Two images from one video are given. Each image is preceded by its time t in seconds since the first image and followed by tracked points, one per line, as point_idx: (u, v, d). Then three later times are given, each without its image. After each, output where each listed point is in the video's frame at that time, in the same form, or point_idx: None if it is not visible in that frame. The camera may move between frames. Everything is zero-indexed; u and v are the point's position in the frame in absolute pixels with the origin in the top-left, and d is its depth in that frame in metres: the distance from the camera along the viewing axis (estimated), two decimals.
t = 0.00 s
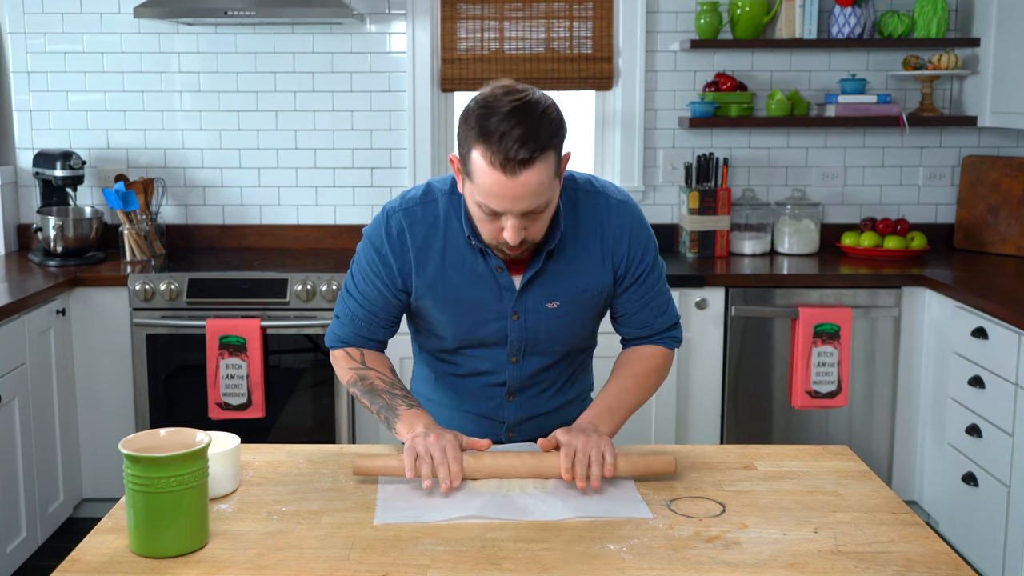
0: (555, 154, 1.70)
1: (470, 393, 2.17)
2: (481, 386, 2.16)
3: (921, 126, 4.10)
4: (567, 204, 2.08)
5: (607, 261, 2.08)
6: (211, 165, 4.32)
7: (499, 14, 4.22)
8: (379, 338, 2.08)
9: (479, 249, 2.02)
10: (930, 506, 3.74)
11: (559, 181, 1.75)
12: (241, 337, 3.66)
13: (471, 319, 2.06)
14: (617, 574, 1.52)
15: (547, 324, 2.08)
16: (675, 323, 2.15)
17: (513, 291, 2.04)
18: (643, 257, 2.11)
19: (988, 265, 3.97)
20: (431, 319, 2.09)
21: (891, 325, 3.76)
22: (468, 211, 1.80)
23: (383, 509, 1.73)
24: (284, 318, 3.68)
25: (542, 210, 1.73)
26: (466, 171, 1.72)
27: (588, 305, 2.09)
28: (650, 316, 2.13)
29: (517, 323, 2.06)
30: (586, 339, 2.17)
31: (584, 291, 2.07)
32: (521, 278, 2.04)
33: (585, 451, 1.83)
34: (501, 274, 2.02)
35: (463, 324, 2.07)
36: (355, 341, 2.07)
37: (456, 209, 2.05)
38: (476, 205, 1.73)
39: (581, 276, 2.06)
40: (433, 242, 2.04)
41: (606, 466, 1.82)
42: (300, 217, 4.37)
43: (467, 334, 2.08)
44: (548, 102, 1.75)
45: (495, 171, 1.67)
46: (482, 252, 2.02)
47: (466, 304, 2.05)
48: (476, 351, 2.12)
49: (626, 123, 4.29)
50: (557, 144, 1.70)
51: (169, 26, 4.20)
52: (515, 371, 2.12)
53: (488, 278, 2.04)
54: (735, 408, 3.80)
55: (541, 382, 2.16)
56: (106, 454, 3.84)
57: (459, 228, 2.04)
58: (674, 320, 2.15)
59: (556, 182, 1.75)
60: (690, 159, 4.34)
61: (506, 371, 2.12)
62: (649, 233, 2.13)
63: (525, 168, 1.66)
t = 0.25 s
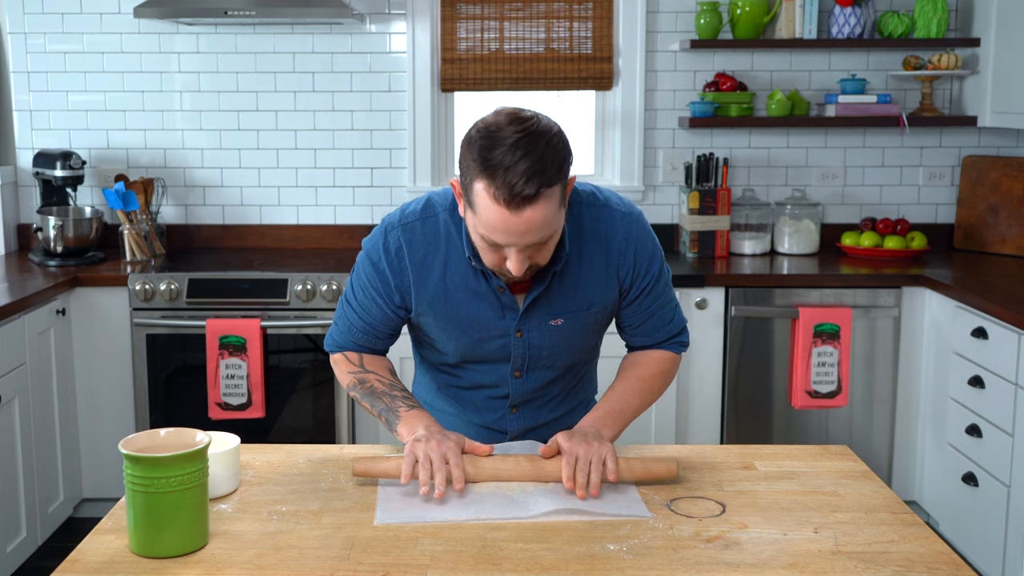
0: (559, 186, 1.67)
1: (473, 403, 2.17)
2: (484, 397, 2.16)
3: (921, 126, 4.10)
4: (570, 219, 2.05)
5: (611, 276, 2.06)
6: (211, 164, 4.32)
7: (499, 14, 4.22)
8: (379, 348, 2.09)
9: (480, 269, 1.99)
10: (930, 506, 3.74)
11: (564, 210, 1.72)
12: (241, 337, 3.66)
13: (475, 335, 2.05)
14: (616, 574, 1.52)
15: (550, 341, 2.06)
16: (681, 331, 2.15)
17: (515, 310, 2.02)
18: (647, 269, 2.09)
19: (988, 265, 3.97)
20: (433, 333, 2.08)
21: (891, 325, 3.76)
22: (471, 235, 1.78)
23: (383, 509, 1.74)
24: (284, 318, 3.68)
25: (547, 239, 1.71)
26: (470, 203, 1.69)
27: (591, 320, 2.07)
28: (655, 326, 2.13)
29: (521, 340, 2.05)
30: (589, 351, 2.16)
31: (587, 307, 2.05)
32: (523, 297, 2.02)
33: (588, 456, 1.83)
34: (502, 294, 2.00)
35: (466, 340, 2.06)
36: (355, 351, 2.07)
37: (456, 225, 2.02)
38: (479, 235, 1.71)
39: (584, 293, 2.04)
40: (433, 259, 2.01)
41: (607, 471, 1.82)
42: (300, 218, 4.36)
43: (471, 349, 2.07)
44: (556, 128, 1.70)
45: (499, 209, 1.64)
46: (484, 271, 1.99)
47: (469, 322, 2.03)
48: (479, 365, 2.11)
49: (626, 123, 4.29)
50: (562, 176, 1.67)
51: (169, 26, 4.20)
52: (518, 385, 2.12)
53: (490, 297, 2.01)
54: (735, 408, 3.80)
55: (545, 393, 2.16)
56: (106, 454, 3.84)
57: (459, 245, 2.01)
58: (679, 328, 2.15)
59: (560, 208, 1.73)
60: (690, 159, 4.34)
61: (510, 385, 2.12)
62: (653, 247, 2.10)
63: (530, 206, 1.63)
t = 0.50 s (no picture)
0: (563, 208, 1.67)
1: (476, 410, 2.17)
2: (488, 404, 2.16)
3: (921, 126, 4.10)
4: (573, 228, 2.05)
5: (613, 285, 2.06)
6: (211, 164, 4.32)
7: (499, 14, 4.21)
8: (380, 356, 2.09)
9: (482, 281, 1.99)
10: (930, 506, 3.73)
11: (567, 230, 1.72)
12: (241, 337, 3.66)
13: (478, 345, 2.06)
14: (616, 574, 1.52)
15: (553, 351, 2.07)
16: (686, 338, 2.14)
17: (518, 319, 2.03)
18: (651, 278, 2.08)
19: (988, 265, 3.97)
20: (436, 342, 2.08)
21: (891, 326, 3.76)
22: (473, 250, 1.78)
23: (383, 508, 1.74)
24: (284, 318, 3.68)
25: (550, 258, 1.71)
26: (473, 221, 1.69)
27: (593, 329, 2.08)
28: (659, 334, 2.11)
29: (523, 350, 2.06)
30: (592, 358, 2.16)
31: (589, 317, 2.06)
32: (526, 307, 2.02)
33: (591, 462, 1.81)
34: (505, 306, 2.00)
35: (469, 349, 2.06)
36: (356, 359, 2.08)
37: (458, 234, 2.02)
38: (482, 254, 1.71)
39: (586, 302, 2.04)
40: (435, 270, 2.01)
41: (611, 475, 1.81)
42: (300, 218, 4.36)
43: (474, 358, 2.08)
44: (559, 147, 1.70)
45: (502, 230, 1.64)
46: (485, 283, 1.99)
47: (471, 332, 2.04)
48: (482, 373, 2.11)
49: (626, 123, 4.29)
50: (565, 198, 1.66)
51: (169, 26, 4.20)
52: (521, 393, 2.12)
53: (493, 308, 2.01)
54: (735, 408, 3.80)
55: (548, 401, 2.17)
56: (106, 454, 3.84)
57: (461, 256, 2.01)
58: (685, 335, 2.14)
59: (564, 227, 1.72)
60: (690, 159, 4.34)
61: (513, 393, 2.12)
62: (656, 254, 2.09)
63: (533, 229, 1.63)
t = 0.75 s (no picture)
0: (565, 192, 1.67)
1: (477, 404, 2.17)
2: (489, 398, 2.15)
3: (921, 126, 4.10)
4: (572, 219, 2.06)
5: (613, 275, 2.07)
6: (211, 164, 4.32)
7: (499, 14, 4.21)
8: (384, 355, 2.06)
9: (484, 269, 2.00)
10: (930, 506, 3.74)
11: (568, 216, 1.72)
12: (241, 337, 3.66)
13: (479, 335, 2.06)
14: (617, 574, 1.52)
15: (554, 341, 2.07)
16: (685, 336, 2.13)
17: (519, 309, 2.03)
18: (649, 268, 2.09)
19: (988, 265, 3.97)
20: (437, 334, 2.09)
21: (891, 325, 3.76)
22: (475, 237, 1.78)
23: (383, 508, 1.74)
24: (284, 318, 3.68)
25: (552, 243, 1.71)
26: (475, 206, 1.69)
27: (594, 319, 2.08)
28: (658, 330, 2.10)
29: (525, 340, 2.06)
30: (593, 350, 2.17)
31: (590, 307, 2.06)
32: (527, 297, 2.03)
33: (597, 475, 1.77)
34: (506, 294, 2.01)
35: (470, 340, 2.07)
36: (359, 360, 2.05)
37: (460, 224, 2.03)
38: (484, 239, 1.71)
39: (587, 292, 2.05)
40: (438, 260, 2.02)
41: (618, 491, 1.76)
42: (300, 218, 4.36)
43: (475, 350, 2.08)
44: (561, 134, 1.71)
45: (505, 213, 1.64)
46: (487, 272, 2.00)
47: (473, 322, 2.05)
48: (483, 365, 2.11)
49: (626, 123, 4.29)
50: (568, 181, 1.66)
51: (169, 26, 4.20)
52: (523, 385, 2.12)
53: (494, 297, 2.03)
54: (735, 408, 3.80)
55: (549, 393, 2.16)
56: (106, 454, 3.84)
57: (463, 246, 2.02)
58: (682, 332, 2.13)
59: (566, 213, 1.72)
60: (690, 159, 4.34)
61: (514, 385, 2.12)
62: (653, 245, 2.11)
63: (535, 211, 1.63)
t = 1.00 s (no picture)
0: (562, 150, 1.71)
1: (474, 388, 2.17)
2: (486, 381, 2.16)
3: (921, 126, 4.10)
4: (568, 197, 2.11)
5: (605, 251, 2.10)
6: (211, 164, 4.32)
7: (499, 14, 4.22)
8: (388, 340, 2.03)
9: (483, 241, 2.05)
10: (930, 506, 3.74)
11: (564, 179, 1.75)
12: (241, 337, 3.66)
13: (476, 311, 2.09)
14: (616, 574, 1.52)
15: (551, 318, 2.10)
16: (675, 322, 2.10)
17: (516, 282, 2.07)
18: (640, 246, 2.11)
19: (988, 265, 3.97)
20: (436, 312, 2.11)
21: (891, 325, 3.76)
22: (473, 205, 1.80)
23: (383, 509, 1.74)
24: (284, 318, 3.68)
25: (550, 205, 1.73)
26: (474, 166, 1.72)
27: (588, 297, 2.11)
28: (646, 310, 2.08)
29: (521, 315, 2.08)
30: (589, 331, 2.18)
31: (584, 283, 2.09)
32: (524, 271, 2.07)
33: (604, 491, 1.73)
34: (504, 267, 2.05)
35: (468, 317, 2.09)
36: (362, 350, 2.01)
37: (461, 202, 2.08)
38: (483, 199, 1.73)
39: (582, 267, 2.09)
40: (439, 235, 2.06)
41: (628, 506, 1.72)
42: (300, 218, 4.37)
43: (472, 328, 2.10)
44: (557, 100, 1.76)
45: (503, 167, 1.67)
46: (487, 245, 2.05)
47: (471, 297, 2.08)
48: (479, 345, 2.13)
49: (626, 123, 4.29)
50: (565, 139, 1.71)
51: (169, 26, 4.20)
52: (520, 365, 2.13)
53: (492, 271, 2.07)
54: (735, 408, 3.80)
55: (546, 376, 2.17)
56: (106, 454, 3.84)
57: (462, 222, 2.07)
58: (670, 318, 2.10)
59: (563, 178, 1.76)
60: (690, 159, 4.34)
61: (511, 365, 2.14)
62: (646, 225, 2.14)
63: (533, 164, 1.66)
